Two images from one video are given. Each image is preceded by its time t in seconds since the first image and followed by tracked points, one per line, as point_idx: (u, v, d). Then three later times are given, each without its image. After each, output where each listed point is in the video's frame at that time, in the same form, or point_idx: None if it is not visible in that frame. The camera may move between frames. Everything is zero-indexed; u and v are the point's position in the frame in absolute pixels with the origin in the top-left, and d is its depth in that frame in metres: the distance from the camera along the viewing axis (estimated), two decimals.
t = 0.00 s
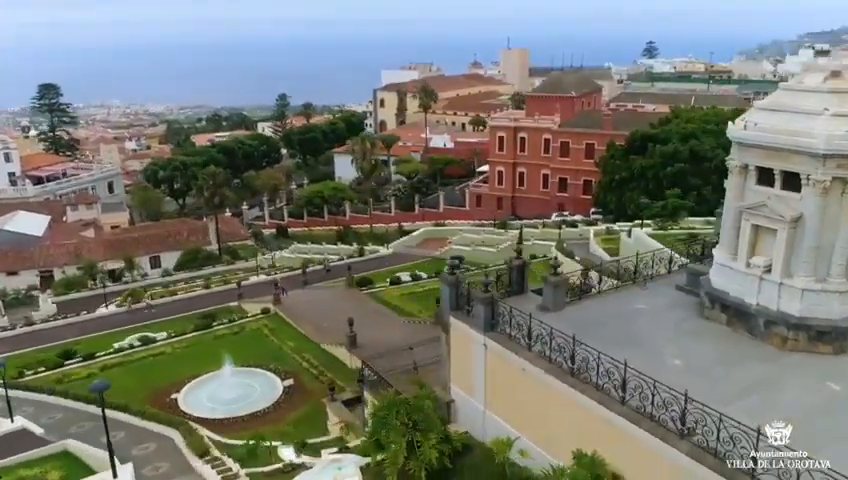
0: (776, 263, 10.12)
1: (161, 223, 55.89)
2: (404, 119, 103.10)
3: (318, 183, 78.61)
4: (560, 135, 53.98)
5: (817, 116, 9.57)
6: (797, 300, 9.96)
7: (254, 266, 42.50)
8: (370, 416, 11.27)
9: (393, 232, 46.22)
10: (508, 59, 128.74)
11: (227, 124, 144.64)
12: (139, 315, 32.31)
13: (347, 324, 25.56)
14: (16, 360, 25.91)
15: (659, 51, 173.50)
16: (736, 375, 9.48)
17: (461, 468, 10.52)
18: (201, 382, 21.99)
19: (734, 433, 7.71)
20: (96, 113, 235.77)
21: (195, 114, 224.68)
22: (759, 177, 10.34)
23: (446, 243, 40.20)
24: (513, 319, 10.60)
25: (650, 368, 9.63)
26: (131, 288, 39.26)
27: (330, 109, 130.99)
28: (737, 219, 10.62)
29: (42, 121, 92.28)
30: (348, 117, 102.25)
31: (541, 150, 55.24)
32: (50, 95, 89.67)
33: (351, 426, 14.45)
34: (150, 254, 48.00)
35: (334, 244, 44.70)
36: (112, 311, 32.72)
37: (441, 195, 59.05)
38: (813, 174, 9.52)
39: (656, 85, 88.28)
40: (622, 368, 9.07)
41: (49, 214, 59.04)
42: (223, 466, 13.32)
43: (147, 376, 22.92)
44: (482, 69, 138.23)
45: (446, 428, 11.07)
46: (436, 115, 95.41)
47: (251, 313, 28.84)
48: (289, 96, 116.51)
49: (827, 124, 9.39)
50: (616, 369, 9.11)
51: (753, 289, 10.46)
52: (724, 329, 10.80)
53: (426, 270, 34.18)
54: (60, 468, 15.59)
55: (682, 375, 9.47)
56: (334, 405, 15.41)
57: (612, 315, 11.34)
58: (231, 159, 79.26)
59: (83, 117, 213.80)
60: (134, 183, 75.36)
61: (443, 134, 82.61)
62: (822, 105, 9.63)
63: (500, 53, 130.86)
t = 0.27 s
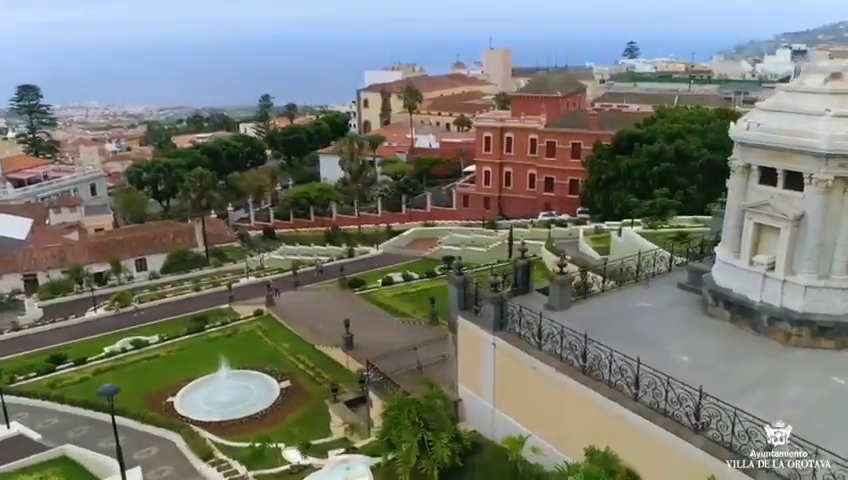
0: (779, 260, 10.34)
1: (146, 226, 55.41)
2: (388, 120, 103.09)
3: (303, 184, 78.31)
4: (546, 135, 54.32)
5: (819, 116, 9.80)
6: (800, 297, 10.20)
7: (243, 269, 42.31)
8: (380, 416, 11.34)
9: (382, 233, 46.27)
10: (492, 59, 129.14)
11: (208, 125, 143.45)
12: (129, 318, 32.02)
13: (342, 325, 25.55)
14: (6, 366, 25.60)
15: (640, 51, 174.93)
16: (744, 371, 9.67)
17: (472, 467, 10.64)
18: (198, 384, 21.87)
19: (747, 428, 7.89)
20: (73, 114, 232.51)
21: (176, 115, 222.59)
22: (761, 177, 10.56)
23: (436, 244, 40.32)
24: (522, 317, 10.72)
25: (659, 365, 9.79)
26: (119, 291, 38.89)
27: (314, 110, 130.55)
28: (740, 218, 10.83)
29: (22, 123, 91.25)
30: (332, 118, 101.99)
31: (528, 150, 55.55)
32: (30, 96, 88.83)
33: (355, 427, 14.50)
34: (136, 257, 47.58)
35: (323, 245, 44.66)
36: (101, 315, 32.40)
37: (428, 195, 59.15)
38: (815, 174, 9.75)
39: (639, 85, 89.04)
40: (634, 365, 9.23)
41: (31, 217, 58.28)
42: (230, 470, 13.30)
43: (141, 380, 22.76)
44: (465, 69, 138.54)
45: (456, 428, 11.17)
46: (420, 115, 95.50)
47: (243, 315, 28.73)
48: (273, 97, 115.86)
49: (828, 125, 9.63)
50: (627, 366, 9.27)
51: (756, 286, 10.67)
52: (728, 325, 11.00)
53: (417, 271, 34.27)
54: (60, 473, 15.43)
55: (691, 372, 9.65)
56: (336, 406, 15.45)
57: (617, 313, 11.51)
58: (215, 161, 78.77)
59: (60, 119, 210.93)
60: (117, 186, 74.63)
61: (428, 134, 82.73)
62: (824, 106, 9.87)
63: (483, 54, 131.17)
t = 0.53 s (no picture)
0: (781, 258, 10.52)
1: (133, 228, 54.97)
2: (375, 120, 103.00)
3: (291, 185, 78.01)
4: (534, 135, 54.56)
5: (819, 117, 9.99)
6: (802, 294, 10.37)
7: (233, 271, 42.10)
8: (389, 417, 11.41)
9: (372, 233, 46.28)
10: (477, 59, 129.38)
11: (192, 126, 142.39)
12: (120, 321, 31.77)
13: (337, 327, 25.53)
14: None
15: (624, 51, 176.18)
16: (749, 368, 9.82)
17: (481, 464, 10.73)
18: (194, 387, 21.78)
19: (756, 424, 8.03)
20: (54, 115, 229.83)
21: (158, 115, 220.66)
22: (762, 177, 10.74)
23: (427, 244, 40.39)
24: (530, 317, 10.82)
25: (666, 363, 9.92)
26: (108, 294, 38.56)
27: (299, 111, 130.11)
28: (742, 217, 11.01)
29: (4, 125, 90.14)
30: (319, 118, 101.72)
31: (516, 150, 55.78)
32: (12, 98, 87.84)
33: (358, 428, 14.53)
34: (123, 260, 47.19)
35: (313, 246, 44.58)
36: (91, 319, 32.12)
37: (417, 195, 59.18)
38: (816, 174, 9.94)
39: (624, 85, 89.65)
40: (643, 363, 9.35)
41: (15, 220, 57.60)
42: (234, 473, 13.29)
43: (136, 383, 22.63)
44: (451, 69, 138.69)
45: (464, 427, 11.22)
46: (407, 116, 95.52)
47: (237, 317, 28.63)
48: (258, 97, 115.27)
49: (829, 125, 9.82)
50: (636, 364, 9.39)
51: (758, 284, 10.85)
52: (730, 323, 11.17)
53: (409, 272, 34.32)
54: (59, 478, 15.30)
55: (697, 369, 9.80)
56: (338, 408, 15.48)
57: (621, 312, 11.64)
58: (202, 162, 78.31)
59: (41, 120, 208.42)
60: (102, 187, 73.96)
61: (415, 134, 82.77)
62: (824, 107, 10.05)
63: (469, 54, 131.43)
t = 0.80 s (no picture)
0: (782, 255, 10.78)
1: (115, 230, 54.40)
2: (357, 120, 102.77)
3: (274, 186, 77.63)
4: (519, 135, 54.89)
5: (819, 117, 10.25)
6: (803, 290, 10.64)
7: (220, 273, 41.85)
8: (399, 416, 11.53)
9: (359, 234, 46.27)
10: (458, 59, 129.57)
11: (170, 127, 140.92)
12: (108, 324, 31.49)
13: (331, 328, 25.51)
14: None
15: (603, 51, 177.39)
16: (754, 362, 10.06)
17: (492, 461, 10.89)
18: (190, 389, 21.71)
19: (769, 417, 8.25)
20: (28, 117, 226.05)
21: (135, 116, 217.93)
22: (763, 175, 11.00)
23: (415, 244, 40.50)
24: (538, 316, 10.97)
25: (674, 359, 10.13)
26: (94, 297, 38.16)
27: (280, 112, 129.37)
28: (743, 215, 11.26)
29: None
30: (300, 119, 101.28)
31: (500, 150, 56.07)
32: None
33: (362, 428, 14.61)
34: (106, 263, 46.66)
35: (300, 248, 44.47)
36: (77, 323, 31.75)
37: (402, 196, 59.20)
38: (817, 173, 10.21)
39: (604, 84, 90.42)
40: (654, 359, 9.54)
41: None
42: (240, 474, 13.31)
43: (129, 387, 22.46)
44: (431, 69, 138.75)
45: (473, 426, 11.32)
46: (389, 116, 95.45)
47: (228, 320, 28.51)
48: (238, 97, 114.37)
49: (829, 125, 10.09)
50: (646, 361, 9.58)
51: (760, 280, 11.11)
52: (733, 319, 11.42)
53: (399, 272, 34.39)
54: None
55: (704, 364, 10.02)
56: (341, 408, 15.55)
57: (626, 309, 11.83)
58: (183, 163, 77.65)
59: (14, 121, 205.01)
60: (82, 190, 73.02)
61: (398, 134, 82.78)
62: (824, 108, 10.31)
63: (450, 54, 131.61)
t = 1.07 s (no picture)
0: (785, 253, 11.01)
1: (100, 233, 53.83)
2: (341, 121, 102.48)
3: (259, 187, 77.21)
4: (506, 135, 55.12)
5: (821, 118, 10.47)
6: (805, 287, 10.87)
7: (209, 275, 41.61)
8: (410, 415, 11.64)
9: (348, 235, 46.23)
10: (442, 60, 129.62)
11: (151, 128, 139.49)
12: (98, 328, 31.21)
13: (326, 329, 25.49)
14: None
15: (586, 50, 178.30)
16: (760, 358, 10.27)
17: (502, 459, 11.01)
18: (187, 391, 21.66)
19: (781, 411, 8.44)
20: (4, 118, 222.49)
21: (114, 118, 215.30)
22: (765, 175, 11.22)
23: (406, 245, 40.56)
24: (547, 315, 11.09)
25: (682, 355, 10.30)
26: (82, 301, 37.75)
27: (263, 112, 128.61)
28: (745, 214, 11.48)
29: None
30: (285, 120, 100.82)
31: (488, 150, 56.29)
32: None
33: (366, 429, 14.67)
34: (91, 266, 46.15)
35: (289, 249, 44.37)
36: (67, 327, 31.40)
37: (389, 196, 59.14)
38: (818, 171, 10.44)
39: (588, 84, 90.99)
40: (665, 356, 9.70)
41: None
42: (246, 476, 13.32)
43: (123, 391, 22.31)
44: (415, 69, 138.68)
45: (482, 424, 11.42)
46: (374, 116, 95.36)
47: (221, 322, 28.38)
48: (221, 98, 113.56)
49: (831, 125, 10.32)
50: (657, 358, 9.73)
51: (763, 278, 11.34)
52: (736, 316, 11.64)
53: (390, 273, 34.41)
54: None
55: (712, 360, 10.19)
56: (344, 409, 15.58)
57: (631, 307, 12.00)
58: (167, 165, 77.00)
59: None
60: (64, 192, 72.13)
61: (384, 134, 82.72)
62: (824, 108, 10.54)
63: (434, 55, 131.66)
